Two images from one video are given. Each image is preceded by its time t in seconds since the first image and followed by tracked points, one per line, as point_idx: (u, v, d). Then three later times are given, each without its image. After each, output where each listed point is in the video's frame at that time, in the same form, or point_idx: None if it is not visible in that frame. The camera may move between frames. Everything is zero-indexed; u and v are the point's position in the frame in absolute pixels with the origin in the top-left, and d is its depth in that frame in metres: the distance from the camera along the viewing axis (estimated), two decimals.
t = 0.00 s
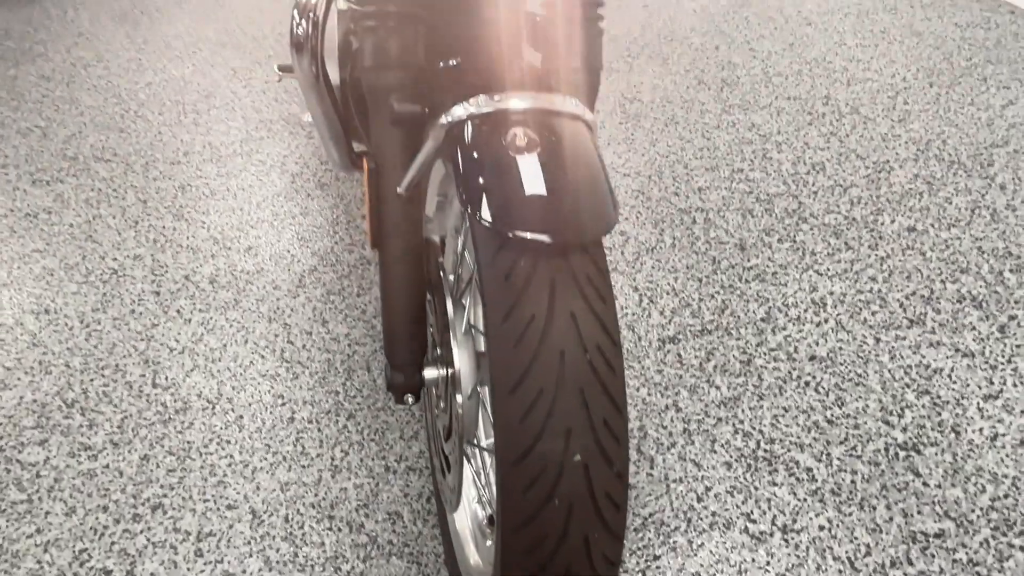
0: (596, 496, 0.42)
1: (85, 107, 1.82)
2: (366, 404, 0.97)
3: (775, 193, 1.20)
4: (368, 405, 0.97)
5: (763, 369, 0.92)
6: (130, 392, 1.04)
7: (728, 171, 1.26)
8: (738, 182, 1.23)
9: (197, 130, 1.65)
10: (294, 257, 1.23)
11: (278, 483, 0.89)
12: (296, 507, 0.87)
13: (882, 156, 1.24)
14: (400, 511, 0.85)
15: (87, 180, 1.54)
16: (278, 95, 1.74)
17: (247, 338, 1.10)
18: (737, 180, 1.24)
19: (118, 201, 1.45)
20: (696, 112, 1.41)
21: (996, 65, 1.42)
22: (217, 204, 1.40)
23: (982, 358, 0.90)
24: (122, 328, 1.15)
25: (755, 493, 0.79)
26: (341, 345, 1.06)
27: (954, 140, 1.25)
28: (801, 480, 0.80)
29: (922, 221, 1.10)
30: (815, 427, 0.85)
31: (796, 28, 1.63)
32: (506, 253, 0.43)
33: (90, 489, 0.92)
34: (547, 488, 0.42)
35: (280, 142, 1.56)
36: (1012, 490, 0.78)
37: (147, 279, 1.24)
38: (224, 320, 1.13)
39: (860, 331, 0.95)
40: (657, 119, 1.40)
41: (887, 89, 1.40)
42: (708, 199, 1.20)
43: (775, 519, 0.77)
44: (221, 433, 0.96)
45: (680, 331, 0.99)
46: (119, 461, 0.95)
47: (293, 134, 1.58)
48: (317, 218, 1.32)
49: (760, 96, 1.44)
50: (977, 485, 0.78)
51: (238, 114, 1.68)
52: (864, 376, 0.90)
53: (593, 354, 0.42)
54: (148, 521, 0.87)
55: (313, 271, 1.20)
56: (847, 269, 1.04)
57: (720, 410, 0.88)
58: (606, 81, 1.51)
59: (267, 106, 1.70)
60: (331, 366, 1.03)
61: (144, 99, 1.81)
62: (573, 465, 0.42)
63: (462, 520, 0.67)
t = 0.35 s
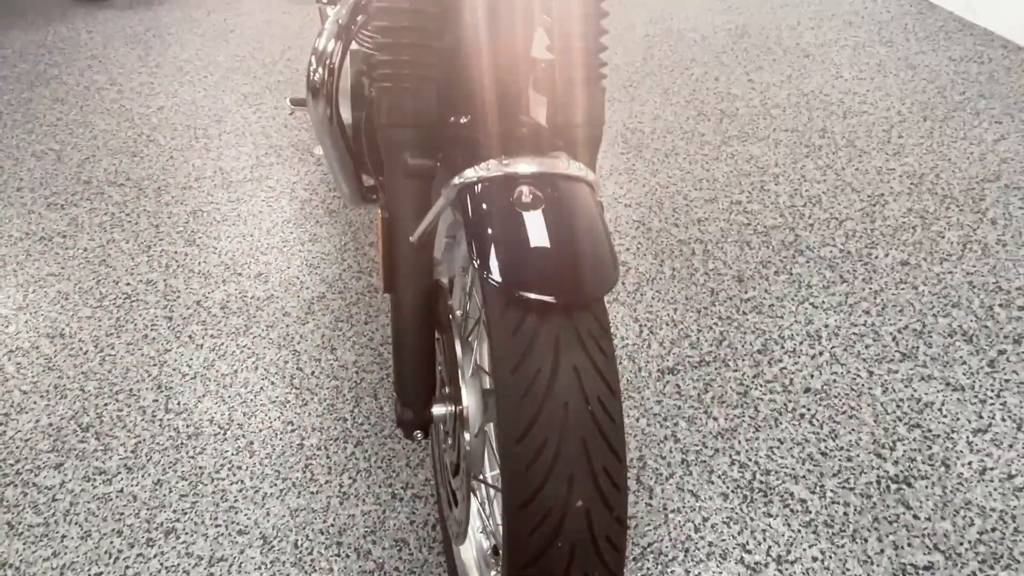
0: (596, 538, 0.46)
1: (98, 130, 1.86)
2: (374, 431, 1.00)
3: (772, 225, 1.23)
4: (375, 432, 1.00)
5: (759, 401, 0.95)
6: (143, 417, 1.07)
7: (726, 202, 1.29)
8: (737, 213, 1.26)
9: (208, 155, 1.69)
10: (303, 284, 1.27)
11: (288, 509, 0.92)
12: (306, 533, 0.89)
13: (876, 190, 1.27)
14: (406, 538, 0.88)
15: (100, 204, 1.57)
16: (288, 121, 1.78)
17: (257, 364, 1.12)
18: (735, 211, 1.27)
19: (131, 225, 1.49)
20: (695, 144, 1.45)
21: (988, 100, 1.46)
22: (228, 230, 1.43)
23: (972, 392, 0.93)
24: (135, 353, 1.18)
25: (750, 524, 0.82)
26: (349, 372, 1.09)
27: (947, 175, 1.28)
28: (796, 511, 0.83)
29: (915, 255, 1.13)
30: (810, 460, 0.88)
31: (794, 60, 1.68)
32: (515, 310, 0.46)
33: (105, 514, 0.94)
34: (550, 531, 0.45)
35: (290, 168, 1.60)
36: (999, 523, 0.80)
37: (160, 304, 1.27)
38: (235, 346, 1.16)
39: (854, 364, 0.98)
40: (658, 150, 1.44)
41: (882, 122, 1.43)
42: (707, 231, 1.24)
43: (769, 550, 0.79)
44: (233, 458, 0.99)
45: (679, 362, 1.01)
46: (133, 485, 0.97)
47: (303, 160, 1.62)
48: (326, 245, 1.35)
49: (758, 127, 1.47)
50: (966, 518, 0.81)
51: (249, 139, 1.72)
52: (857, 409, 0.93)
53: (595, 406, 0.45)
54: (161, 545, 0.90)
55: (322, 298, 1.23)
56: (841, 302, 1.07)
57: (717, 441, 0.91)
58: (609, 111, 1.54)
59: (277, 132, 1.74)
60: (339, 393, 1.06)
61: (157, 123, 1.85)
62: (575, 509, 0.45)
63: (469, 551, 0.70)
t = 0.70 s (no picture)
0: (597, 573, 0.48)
1: (108, 152, 1.89)
2: (379, 456, 1.03)
3: (769, 252, 1.26)
4: (381, 456, 1.03)
5: (756, 429, 0.98)
6: (153, 440, 1.09)
7: (724, 229, 1.32)
8: (734, 241, 1.29)
9: (216, 178, 1.72)
10: (310, 308, 1.29)
11: (295, 533, 0.94)
12: (313, 556, 0.91)
13: (871, 219, 1.30)
14: (411, 562, 0.90)
15: (110, 226, 1.60)
16: (295, 145, 1.82)
17: (266, 388, 1.15)
18: (733, 239, 1.30)
19: (141, 248, 1.52)
20: (693, 171, 1.48)
21: (980, 129, 1.50)
22: (236, 253, 1.46)
23: (963, 420, 0.96)
24: (145, 376, 1.21)
25: (746, 550, 0.84)
26: (356, 396, 1.12)
27: (939, 204, 1.31)
28: (791, 537, 0.85)
29: (908, 283, 1.16)
30: (804, 487, 0.90)
31: (790, 88, 1.71)
32: (522, 354, 0.49)
33: (116, 536, 0.97)
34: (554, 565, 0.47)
35: (296, 192, 1.63)
36: (989, 550, 0.82)
37: (169, 328, 1.30)
38: (244, 369, 1.19)
39: (848, 392, 1.01)
40: (658, 177, 1.47)
41: (876, 150, 1.47)
42: (705, 258, 1.27)
43: None
44: (241, 482, 1.01)
45: (677, 388, 1.04)
46: (144, 508, 1.00)
47: (309, 184, 1.65)
48: (332, 270, 1.38)
49: (755, 154, 1.51)
50: (957, 545, 0.83)
51: (256, 163, 1.76)
52: (851, 437, 0.95)
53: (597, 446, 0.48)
54: (171, 568, 0.92)
55: (328, 323, 1.26)
56: (836, 330, 1.10)
57: (714, 468, 0.93)
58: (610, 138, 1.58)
59: (284, 155, 1.77)
60: (345, 418, 1.09)
61: (166, 146, 1.88)
62: (577, 545, 0.47)
63: None
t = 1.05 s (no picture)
0: None
1: (113, 175, 1.92)
2: (383, 485, 1.05)
3: (763, 283, 1.29)
4: (384, 485, 1.05)
5: (750, 460, 1.00)
6: (160, 467, 1.11)
7: (720, 260, 1.35)
8: (729, 271, 1.33)
9: (221, 202, 1.75)
10: (314, 335, 1.32)
11: (301, 561, 0.96)
12: None
13: (862, 251, 1.33)
14: None
15: (116, 250, 1.63)
16: (298, 169, 1.85)
17: (270, 416, 1.17)
18: (727, 269, 1.33)
19: (146, 273, 1.54)
20: (689, 200, 1.51)
21: (968, 162, 1.54)
22: (240, 279, 1.48)
23: (951, 453, 0.99)
24: (151, 403, 1.23)
25: None
26: (359, 425, 1.14)
27: (929, 237, 1.35)
28: (784, 569, 0.88)
29: (898, 316, 1.19)
30: (797, 518, 0.93)
31: (784, 118, 1.75)
32: (528, 406, 0.52)
33: (124, 564, 0.98)
34: None
35: (300, 217, 1.66)
36: None
37: (175, 353, 1.32)
38: (249, 396, 1.21)
39: (840, 425, 1.04)
40: (655, 206, 1.50)
41: (868, 182, 1.51)
42: (700, 288, 1.29)
43: None
44: (247, 510, 1.03)
45: (674, 419, 1.07)
46: (151, 535, 1.02)
47: (312, 209, 1.68)
48: (335, 296, 1.41)
49: (750, 185, 1.54)
50: None
51: (260, 187, 1.78)
52: (842, 470, 0.98)
53: (599, 496, 0.51)
54: None
55: (331, 350, 1.28)
56: (828, 362, 1.13)
57: (710, 499, 0.96)
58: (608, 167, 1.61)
59: (288, 180, 1.80)
60: (349, 447, 1.11)
61: (170, 169, 1.91)
62: None
63: None
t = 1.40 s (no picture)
0: None
1: (118, 188, 1.94)
2: (386, 505, 1.07)
3: (759, 307, 1.32)
4: (388, 506, 1.07)
5: (746, 484, 1.03)
6: (167, 486, 1.13)
7: (717, 283, 1.38)
8: (726, 294, 1.35)
9: (225, 218, 1.77)
10: (318, 354, 1.34)
11: None
12: None
13: (856, 275, 1.36)
14: None
15: (121, 265, 1.65)
16: (302, 185, 1.87)
17: (275, 435, 1.19)
18: (725, 292, 1.36)
19: (152, 288, 1.56)
20: (688, 222, 1.54)
21: (961, 187, 1.57)
22: (245, 296, 1.51)
23: (942, 479, 1.01)
24: (157, 420, 1.25)
25: None
26: (363, 444, 1.16)
27: (922, 262, 1.38)
28: None
29: (891, 341, 1.22)
30: (792, 543, 0.95)
31: (781, 140, 1.78)
32: (536, 448, 0.56)
33: None
34: None
35: (303, 234, 1.68)
36: None
37: (181, 370, 1.34)
38: (254, 415, 1.23)
39: (833, 450, 1.06)
40: (654, 227, 1.53)
41: (863, 206, 1.53)
42: (698, 311, 1.32)
43: None
44: (253, 529, 1.05)
45: (672, 442, 1.09)
46: (159, 554, 1.04)
47: (316, 225, 1.70)
48: (339, 315, 1.43)
49: (747, 208, 1.57)
50: None
51: (264, 203, 1.81)
52: (836, 495, 1.00)
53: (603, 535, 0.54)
54: None
55: (336, 369, 1.30)
56: (823, 387, 1.16)
57: (707, 523, 0.98)
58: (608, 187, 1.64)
59: (291, 196, 1.82)
60: (353, 467, 1.13)
61: (175, 183, 1.93)
62: None
63: None
